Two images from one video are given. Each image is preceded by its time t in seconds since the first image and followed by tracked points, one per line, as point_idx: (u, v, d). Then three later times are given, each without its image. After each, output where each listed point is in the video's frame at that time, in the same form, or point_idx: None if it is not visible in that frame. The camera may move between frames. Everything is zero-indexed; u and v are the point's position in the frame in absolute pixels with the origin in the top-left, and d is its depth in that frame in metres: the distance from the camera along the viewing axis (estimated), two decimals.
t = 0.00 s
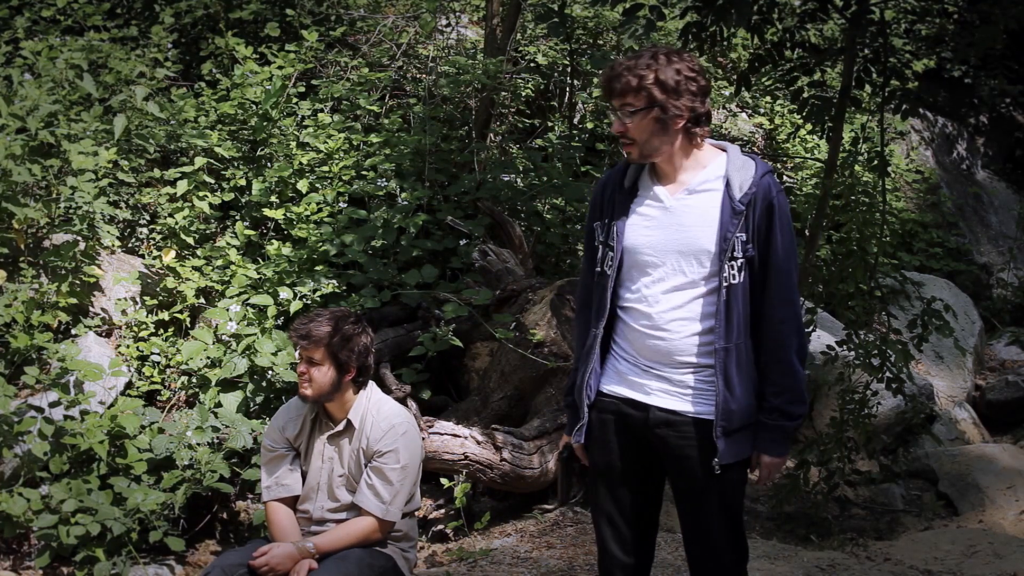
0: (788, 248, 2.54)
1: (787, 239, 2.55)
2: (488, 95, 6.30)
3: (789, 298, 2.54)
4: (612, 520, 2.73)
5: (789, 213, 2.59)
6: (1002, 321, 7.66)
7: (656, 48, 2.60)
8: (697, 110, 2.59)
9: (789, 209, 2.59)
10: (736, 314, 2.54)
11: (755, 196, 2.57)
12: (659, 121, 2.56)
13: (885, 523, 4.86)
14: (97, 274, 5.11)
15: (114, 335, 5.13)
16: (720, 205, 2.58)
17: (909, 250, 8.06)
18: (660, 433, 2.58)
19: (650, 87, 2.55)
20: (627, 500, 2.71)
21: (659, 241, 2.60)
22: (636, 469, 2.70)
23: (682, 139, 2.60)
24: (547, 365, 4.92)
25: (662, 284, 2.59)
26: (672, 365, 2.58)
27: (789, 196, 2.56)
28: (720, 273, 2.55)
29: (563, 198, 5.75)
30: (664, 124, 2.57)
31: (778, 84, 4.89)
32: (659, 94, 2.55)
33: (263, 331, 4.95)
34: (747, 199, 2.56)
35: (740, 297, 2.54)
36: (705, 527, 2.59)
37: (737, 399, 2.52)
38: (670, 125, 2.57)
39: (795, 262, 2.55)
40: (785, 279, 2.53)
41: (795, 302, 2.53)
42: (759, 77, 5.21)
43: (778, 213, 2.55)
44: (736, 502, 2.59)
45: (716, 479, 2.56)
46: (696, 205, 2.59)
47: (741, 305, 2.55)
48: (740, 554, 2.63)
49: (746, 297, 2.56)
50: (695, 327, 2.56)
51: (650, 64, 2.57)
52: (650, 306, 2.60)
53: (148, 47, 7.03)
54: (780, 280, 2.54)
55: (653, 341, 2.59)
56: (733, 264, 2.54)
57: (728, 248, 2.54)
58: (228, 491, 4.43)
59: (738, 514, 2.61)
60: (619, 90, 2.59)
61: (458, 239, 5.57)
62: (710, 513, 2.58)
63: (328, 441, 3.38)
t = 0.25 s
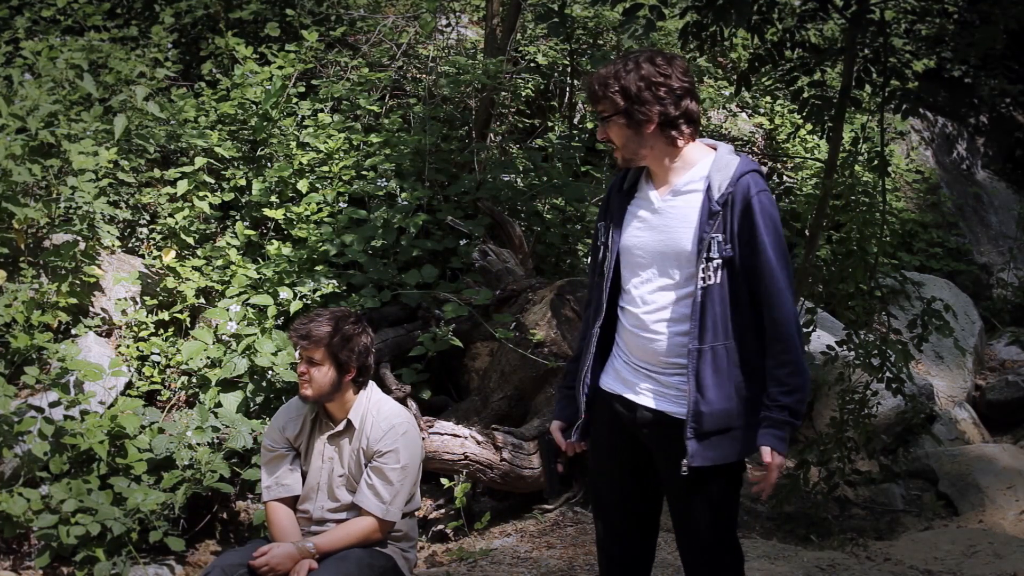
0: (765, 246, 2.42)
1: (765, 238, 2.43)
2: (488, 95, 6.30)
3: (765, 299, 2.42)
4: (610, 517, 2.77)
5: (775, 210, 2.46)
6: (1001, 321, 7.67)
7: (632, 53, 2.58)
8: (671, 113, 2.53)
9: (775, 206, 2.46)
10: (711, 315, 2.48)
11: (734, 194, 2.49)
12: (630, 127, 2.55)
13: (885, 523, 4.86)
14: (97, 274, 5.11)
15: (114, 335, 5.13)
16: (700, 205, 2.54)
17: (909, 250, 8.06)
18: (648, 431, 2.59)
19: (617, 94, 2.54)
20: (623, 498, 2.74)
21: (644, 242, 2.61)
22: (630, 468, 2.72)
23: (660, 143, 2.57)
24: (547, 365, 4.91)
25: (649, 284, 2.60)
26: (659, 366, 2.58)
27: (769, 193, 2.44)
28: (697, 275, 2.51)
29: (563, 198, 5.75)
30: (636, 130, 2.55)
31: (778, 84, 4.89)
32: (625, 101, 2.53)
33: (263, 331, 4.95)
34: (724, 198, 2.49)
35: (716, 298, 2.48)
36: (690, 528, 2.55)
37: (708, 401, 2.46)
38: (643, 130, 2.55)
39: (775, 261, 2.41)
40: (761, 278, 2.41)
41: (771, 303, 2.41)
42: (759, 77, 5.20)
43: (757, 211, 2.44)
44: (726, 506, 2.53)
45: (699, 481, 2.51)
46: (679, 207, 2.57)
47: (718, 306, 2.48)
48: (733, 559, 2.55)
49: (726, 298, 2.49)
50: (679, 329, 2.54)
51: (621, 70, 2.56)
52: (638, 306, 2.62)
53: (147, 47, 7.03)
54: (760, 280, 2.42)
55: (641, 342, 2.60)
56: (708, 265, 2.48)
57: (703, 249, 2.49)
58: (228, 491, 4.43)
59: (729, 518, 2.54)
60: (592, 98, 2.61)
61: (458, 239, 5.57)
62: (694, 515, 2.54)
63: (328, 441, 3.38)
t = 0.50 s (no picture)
0: (743, 243, 2.41)
1: (744, 234, 2.41)
2: (488, 95, 6.30)
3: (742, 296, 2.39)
4: (607, 517, 2.79)
5: (758, 207, 2.44)
6: (1002, 321, 7.67)
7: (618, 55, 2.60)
8: (656, 113, 2.54)
9: (758, 203, 2.44)
10: (691, 313, 2.48)
11: (717, 192, 2.49)
12: (616, 128, 2.58)
13: (885, 523, 4.86)
14: (97, 274, 5.11)
15: (115, 335, 5.13)
16: (686, 205, 2.55)
17: (909, 250, 8.06)
18: (641, 430, 2.60)
19: (602, 95, 2.57)
20: (619, 498, 2.75)
21: (633, 244, 2.64)
22: (626, 468, 2.72)
23: (648, 143, 2.59)
24: (547, 365, 4.91)
25: (639, 285, 2.63)
26: (651, 366, 2.59)
27: (750, 189, 2.43)
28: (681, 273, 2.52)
29: (563, 198, 5.75)
30: (622, 130, 2.57)
31: (778, 84, 4.89)
32: (610, 102, 2.56)
33: (263, 331, 4.95)
34: (707, 196, 2.50)
35: (697, 296, 2.48)
36: (681, 529, 2.54)
37: (685, 399, 2.45)
38: (629, 130, 2.57)
39: (753, 257, 2.39)
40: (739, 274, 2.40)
41: (746, 299, 2.38)
42: (759, 77, 5.20)
43: (736, 207, 2.44)
44: (716, 505, 2.51)
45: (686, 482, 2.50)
46: (666, 207, 2.59)
47: (698, 304, 2.48)
48: (727, 558, 2.53)
49: (709, 297, 2.48)
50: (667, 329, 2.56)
51: (607, 73, 2.59)
52: (629, 307, 2.64)
53: (147, 47, 7.03)
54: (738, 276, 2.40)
55: (632, 342, 2.62)
56: (690, 263, 2.49)
57: (686, 247, 2.51)
58: (228, 491, 4.43)
59: (720, 516, 2.52)
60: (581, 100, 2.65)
61: (458, 239, 5.57)
62: (683, 515, 2.53)
63: (328, 441, 3.38)
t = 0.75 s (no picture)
0: (735, 246, 2.41)
1: (736, 237, 2.41)
2: (488, 95, 6.30)
3: (732, 300, 2.40)
4: (603, 518, 2.78)
5: (751, 210, 2.43)
6: (1002, 321, 7.67)
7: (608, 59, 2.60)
8: (645, 117, 2.54)
9: (751, 206, 2.44)
10: (686, 315, 2.48)
11: (711, 194, 2.49)
12: (608, 131, 2.58)
13: (885, 523, 4.86)
14: (97, 274, 5.11)
15: (115, 335, 5.13)
16: (680, 206, 2.56)
17: (909, 250, 8.06)
18: (637, 431, 2.60)
19: (590, 100, 2.57)
20: (615, 499, 2.75)
21: (629, 245, 2.64)
22: (622, 468, 2.72)
23: (639, 146, 2.59)
24: (547, 365, 4.91)
25: (635, 286, 2.63)
26: (647, 367, 2.59)
27: (743, 192, 2.42)
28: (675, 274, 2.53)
29: (563, 198, 5.75)
30: (613, 134, 2.58)
31: (778, 84, 4.89)
32: (599, 107, 2.57)
33: (263, 331, 4.95)
34: (701, 197, 2.50)
35: (691, 297, 2.48)
36: (678, 530, 2.54)
37: (680, 400, 2.45)
38: (620, 134, 2.57)
39: (744, 261, 2.40)
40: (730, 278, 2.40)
41: (737, 303, 2.39)
42: (759, 77, 5.20)
43: (730, 210, 2.43)
44: (713, 506, 2.51)
45: (683, 483, 2.50)
46: (661, 209, 2.59)
47: (693, 306, 2.48)
48: (724, 557, 2.54)
49: (702, 299, 2.48)
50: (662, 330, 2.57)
51: (597, 77, 2.58)
52: (625, 308, 2.64)
53: (148, 47, 7.02)
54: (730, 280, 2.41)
55: (627, 342, 2.62)
56: (684, 264, 2.49)
57: (680, 248, 2.51)
58: (228, 491, 4.43)
59: (716, 515, 2.52)
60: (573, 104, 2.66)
61: (458, 239, 5.57)
62: (680, 516, 2.52)
63: (328, 441, 3.38)
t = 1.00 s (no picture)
0: (731, 247, 2.40)
1: (732, 237, 2.41)
2: (488, 95, 6.29)
3: (729, 300, 2.40)
4: (603, 517, 2.78)
5: (749, 210, 2.43)
6: (1002, 321, 7.66)
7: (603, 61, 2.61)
8: (640, 118, 2.54)
9: (749, 206, 2.43)
10: (684, 315, 2.48)
11: (709, 194, 2.49)
12: (605, 133, 2.60)
13: (885, 523, 4.86)
14: (97, 274, 5.11)
15: (115, 335, 5.13)
16: (679, 206, 2.55)
17: (909, 250, 8.06)
18: (636, 431, 2.60)
19: (586, 103, 2.60)
20: (615, 499, 2.75)
21: (629, 245, 2.65)
22: (622, 467, 2.72)
23: (637, 147, 2.60)
24: (547, 364, 4.91)
25: (635, 286, 2.64)
26: (646, 367, 2.59)
27: (741, 192, 2.42)
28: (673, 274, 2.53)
29: (563, 198, 5.74)
30: (610, 135, 2.60)
31: (778, 84, 4.89)
32: (595, 109, 2.58)
33: (263, 331, 4.95)
34: (699, 197, 2.50)
35: (690, 298, 2.48)
36: (677, 530, 2.54)
37: (679, 400, 2.46)
38: (616, 135, 2.59)
39: (740, 261, 2.39)
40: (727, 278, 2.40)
41: (733, 303, 2.39)
42: (759, 77, 5.20)
43: (728, 210, 2.43)
44: (712, 506, 2.50)
45: (681, 483, 2.49)
46: (660, 209, 2.59)
47: (691, 306, 2.48)
48: (724, 559, 2.53)
49: (701, 299, 2.48)
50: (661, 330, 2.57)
51: (594, 79, 2.60)
52: (625, 307, 2.65)
53: (148, 47, 7.02)
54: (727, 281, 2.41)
55: (628, 342, 2.62)
56: (682, 264, 2.50)
57: (678, 248, 2.51)
58: (228, 491, 4.43)
59: (716, 515, 2.52)
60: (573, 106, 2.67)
61: (458, 239, 5.57)
62: (679, 516, 2.52)
63: (328, 441, 3.38)
